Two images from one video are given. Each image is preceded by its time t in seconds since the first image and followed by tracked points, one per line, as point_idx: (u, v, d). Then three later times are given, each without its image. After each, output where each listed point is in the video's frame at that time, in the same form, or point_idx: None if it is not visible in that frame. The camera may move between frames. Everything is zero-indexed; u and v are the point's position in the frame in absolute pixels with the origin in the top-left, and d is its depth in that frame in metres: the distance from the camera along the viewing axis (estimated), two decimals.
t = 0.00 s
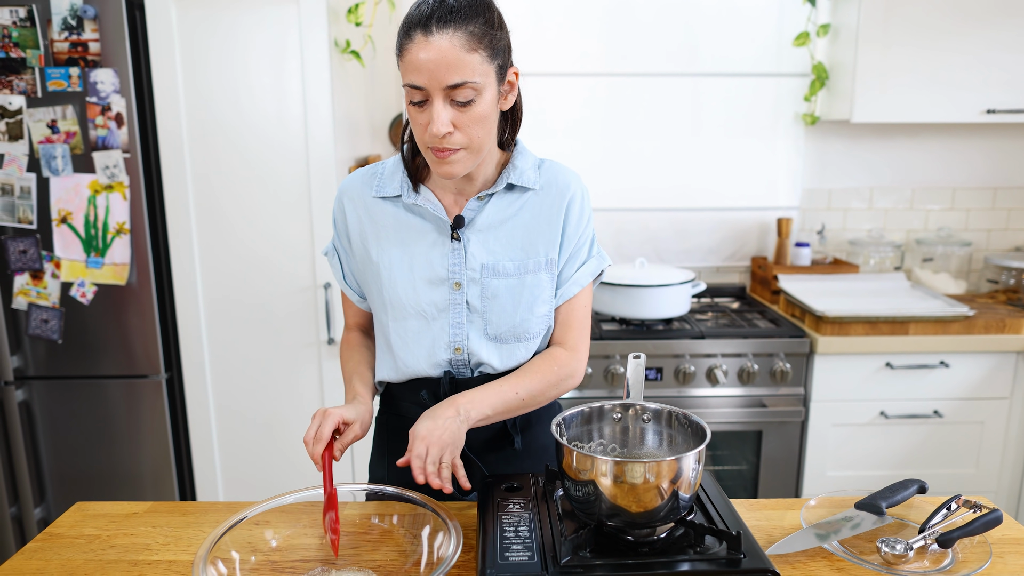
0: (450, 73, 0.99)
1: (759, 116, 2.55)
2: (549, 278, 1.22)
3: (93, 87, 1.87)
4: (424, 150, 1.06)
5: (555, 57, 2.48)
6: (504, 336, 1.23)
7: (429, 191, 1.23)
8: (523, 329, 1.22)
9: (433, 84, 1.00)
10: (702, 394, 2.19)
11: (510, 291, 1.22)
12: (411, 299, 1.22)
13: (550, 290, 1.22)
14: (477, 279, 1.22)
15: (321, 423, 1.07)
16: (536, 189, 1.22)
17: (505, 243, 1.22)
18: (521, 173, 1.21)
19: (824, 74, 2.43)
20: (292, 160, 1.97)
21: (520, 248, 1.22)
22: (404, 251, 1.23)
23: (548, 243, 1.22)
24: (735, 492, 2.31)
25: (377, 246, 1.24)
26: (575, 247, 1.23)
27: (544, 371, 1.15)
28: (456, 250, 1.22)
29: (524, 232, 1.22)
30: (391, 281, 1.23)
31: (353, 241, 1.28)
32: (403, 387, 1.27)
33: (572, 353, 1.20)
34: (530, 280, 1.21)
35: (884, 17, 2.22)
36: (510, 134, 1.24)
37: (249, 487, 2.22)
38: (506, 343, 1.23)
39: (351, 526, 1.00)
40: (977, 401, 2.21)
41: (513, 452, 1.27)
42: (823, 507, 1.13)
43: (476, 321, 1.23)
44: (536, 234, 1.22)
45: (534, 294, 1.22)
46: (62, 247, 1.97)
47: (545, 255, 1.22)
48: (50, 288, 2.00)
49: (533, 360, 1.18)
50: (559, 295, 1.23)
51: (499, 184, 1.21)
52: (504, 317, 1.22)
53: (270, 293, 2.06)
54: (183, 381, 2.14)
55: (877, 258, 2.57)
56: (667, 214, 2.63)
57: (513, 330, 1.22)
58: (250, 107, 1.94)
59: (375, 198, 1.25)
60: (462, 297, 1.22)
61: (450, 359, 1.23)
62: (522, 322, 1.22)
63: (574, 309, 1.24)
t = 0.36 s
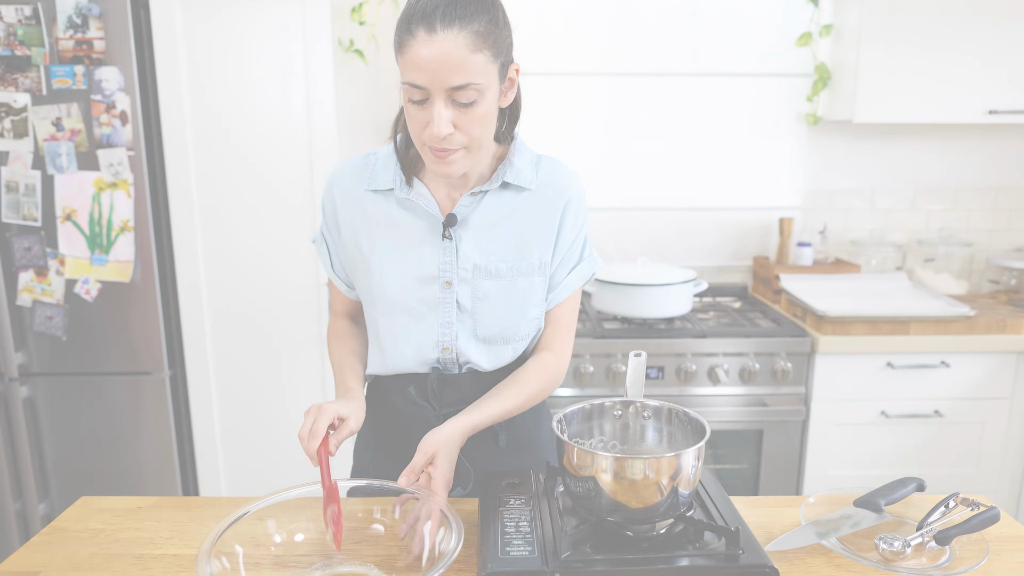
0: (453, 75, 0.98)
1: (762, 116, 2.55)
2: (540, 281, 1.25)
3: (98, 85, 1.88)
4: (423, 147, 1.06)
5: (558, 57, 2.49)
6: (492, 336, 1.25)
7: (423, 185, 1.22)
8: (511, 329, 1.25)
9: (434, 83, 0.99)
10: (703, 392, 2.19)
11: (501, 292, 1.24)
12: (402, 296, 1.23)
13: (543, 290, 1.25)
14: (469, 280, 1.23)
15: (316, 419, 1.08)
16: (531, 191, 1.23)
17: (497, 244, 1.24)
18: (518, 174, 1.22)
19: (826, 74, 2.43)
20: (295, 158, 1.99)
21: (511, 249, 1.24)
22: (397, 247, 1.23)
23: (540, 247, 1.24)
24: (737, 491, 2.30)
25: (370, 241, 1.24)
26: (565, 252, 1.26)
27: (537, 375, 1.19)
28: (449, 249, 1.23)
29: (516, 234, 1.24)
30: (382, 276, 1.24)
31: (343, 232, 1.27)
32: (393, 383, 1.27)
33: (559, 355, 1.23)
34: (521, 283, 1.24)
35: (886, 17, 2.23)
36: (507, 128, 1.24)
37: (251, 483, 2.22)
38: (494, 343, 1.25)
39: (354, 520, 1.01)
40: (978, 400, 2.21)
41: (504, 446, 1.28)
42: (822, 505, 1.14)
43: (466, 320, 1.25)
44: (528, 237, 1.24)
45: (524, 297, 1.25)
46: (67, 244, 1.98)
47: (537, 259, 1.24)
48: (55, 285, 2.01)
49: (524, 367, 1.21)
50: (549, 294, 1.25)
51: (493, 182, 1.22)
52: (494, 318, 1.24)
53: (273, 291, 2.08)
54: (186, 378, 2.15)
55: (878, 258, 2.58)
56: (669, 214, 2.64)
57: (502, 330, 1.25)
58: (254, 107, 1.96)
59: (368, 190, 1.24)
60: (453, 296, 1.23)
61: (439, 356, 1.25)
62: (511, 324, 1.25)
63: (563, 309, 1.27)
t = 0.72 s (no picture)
0: (501, 96, 1.25)
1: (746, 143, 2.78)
2: (542, 298, 1.39)
3: (149, 112, 2.13)
4: (460, 156, 1.28)
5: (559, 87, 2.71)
6: (501, 344, 1.42)
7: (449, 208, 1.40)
8: (517, 339, 1.42)
9: (486, 99, 1.24)
10: (691, 395, 2.39)
11: (509, 306, 1.40)
12: (424, 306, 1.42)
13: (545, 304, 1.37)
14: (483, 294, 1.41)
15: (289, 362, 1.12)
16: (537, 221, 1.39)
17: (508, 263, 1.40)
18: (525, 206, 1.37)
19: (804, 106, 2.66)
20: (321, 178, 2.22)
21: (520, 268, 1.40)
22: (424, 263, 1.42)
23: (544, 266, 1.39)
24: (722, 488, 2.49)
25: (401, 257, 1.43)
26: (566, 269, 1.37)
27: (538, 388, 1.27)
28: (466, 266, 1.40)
29: (524, 257, 1.40)
30: (409, 289, 1.43)
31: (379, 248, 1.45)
32: (419, 391, 1.44)
33: (561, 368, 1.30)
34: (527, 299, 1.39)
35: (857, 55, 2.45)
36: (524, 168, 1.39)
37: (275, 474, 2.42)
38: (504, 349, 1.42)
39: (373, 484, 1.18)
40: (944, 405, 2.40)
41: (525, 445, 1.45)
42: (775, 481, 1.31)
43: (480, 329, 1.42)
44: (533, 259, 1.39)
45: (528, 311, 1.40)
46: (116, 253, 2.21)
47: (540, 278, 1.39)
48: (103, 289, 2.23)
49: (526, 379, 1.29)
50: (548, 307, 1.37)
51: (504, 213, 1.38)
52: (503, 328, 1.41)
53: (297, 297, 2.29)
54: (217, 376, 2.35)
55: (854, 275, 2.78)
56: (661, 232, 2.85)
57: (509, 340, 1.42)
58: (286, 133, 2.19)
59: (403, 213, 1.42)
60: (468, 307, 1.42)
61: (456, 360, 1.42)
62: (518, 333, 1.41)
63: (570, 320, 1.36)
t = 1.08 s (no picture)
0: (510, 134, 1.16)
1: (746, 147, 2.77)
2: (545, 302, 1.38)
3: (148, 117, 2.13)
4: (463, 182, 1.23)
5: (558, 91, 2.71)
6: (501, 348, 1.40)
7: (454, 212, 1.38)
8: (518, 344, 1.40)
9: (494, 136, 1.16)
10: (691, 399, 2.38)
11: (510, 311, 1.38)
12: (425, 308, 1.38)
13: (547, 308, 1.37)
14: (484, 297, 1.38)
15: (284, 372, 1.13)
16: (540, 226, 1.38)
17: (511, 268, 1.38)
18: (528, 211, 1.37)
19: (803, 110, 2.66)
20: (320, 182, 2.21)
21: (523, 273, 1.38)
22: (426, 264, 1.39)
23: (548, 273, 1.38)
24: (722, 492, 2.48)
25: (403, 257, 1.40)
26: (569, 276, 1.38)
27: (538, 391, 1.26)
28: (468, 269, 1.38)
29: (527, 260, 1.39)
30: (410, 290, 1.40)
31: (380, 247, 1.43)
32: (420, 400, 1.43)
33: (560, 373, 1.31)
34: (528, 303, 1.38)
35: (857, 59, 2.45)
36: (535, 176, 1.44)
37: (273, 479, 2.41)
38: (503, 354, 1.40)
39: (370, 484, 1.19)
40: (945, 409, 2.39)
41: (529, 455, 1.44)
42: (778, 484, 1.31)
43: (479, 332, 1.39)
44: (537, 262, 1.38)
45: (530, 314, 1.39)
46: (114, 258, 2.20)
47: (543, 281, 1.38)
48: (101, 294, 2.22)
49: (526, 383, 1.29)
50: (550, 311, 1.37)
51: (508, 217, 1.38)
52: (503, 332, 1.39)
53: (296, 302, 2.28)
54: (216, 381, 2.35)
55: (854, 278, 2.77)
56: (660, 236, 2.85)
57: (510, 344, 1.40)
58: (285, 138, 2.19)
59: (410, 215, 1.41)
60: (469, 310, 1.38)
61: (456, 363, 1.40)
62: (517, 338, 1.39)
63: (570, 327, 1.37)
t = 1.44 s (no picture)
0: (517, 148, 1.15)
1: (746, 150, 2.77)
2: (544, 306, 1.38)
3: (148, 120, 2.14)
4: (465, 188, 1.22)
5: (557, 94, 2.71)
6: (500, 353, 1.39)
7: (454, 215, 1.38)
8: (517, 349, 1.39)
9: (500, 147, 1.15)
10: (691, 403, 2.37)
11: (510, 315, 1.37)
12: (423, 311, 1.38)
13: (546, 312, 1.36)
14: (483, 301, 1.38)
15: (278, 391, 1.12)
16: (539, 230, 1.38)
17: (511, 271, 1.38)
18: (528, 215, 1.37)
19: (803, 113, 2.65)
20: (319, 186, 2.21)
21: (523, 277, 1.38)
22: (425, 268, 1.39)
23: (548, 277, 1.38)
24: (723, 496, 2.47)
25: (403, 260, 1.40)
26: (569, 281, 1.38)
27: (537, 395, 1.26)
28: (468, 273, 1.38)
29: (527, 264, 1.38)
30: (409, 293, 1.39)
31: (380, 250, 1.42)
32: (419, 403, 1.44)
33: (559, 377, 1.31)
34: (528, 308, 1.37)
35: (856, 62, 2.45)
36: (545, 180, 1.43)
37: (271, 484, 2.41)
38: (502, 358, 1.40)
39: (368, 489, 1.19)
40: (946, 413, 2.38)
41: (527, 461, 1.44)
42: (777, 488, 1.30)
43: (478, 336, 1.39)
44: (536, 267, 1.38)
45: (529, 319, 1.38)
46: (113, 262, 2.20)
47: (542, 285, 1.37)
48: (100, 298, 2.22)
49: (524, 387, 1.29)
50: (549, 315, 1.37)
51: (508, 221, 1.37)
52: (502, 336, 1.38)
53: (296, 306, 2.28)
54: (215, 384, 2.35)
55: (854, 281, 2.75)
56: (660, 239, 2.84)
57: (508, 348, 1.39)
58: (285, 142, 2.19)
59: (410, 218, 1.41)
60: (468, 314, 1.38)
61: (455, 367, 1.39)
62: (516, 342, 1.39)
63: (569, 332, 1.36)
